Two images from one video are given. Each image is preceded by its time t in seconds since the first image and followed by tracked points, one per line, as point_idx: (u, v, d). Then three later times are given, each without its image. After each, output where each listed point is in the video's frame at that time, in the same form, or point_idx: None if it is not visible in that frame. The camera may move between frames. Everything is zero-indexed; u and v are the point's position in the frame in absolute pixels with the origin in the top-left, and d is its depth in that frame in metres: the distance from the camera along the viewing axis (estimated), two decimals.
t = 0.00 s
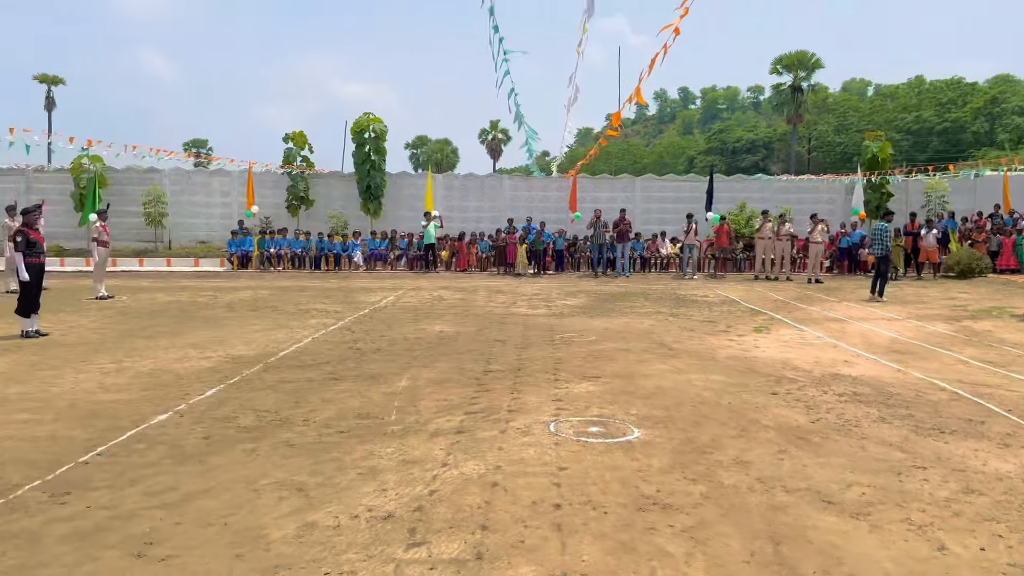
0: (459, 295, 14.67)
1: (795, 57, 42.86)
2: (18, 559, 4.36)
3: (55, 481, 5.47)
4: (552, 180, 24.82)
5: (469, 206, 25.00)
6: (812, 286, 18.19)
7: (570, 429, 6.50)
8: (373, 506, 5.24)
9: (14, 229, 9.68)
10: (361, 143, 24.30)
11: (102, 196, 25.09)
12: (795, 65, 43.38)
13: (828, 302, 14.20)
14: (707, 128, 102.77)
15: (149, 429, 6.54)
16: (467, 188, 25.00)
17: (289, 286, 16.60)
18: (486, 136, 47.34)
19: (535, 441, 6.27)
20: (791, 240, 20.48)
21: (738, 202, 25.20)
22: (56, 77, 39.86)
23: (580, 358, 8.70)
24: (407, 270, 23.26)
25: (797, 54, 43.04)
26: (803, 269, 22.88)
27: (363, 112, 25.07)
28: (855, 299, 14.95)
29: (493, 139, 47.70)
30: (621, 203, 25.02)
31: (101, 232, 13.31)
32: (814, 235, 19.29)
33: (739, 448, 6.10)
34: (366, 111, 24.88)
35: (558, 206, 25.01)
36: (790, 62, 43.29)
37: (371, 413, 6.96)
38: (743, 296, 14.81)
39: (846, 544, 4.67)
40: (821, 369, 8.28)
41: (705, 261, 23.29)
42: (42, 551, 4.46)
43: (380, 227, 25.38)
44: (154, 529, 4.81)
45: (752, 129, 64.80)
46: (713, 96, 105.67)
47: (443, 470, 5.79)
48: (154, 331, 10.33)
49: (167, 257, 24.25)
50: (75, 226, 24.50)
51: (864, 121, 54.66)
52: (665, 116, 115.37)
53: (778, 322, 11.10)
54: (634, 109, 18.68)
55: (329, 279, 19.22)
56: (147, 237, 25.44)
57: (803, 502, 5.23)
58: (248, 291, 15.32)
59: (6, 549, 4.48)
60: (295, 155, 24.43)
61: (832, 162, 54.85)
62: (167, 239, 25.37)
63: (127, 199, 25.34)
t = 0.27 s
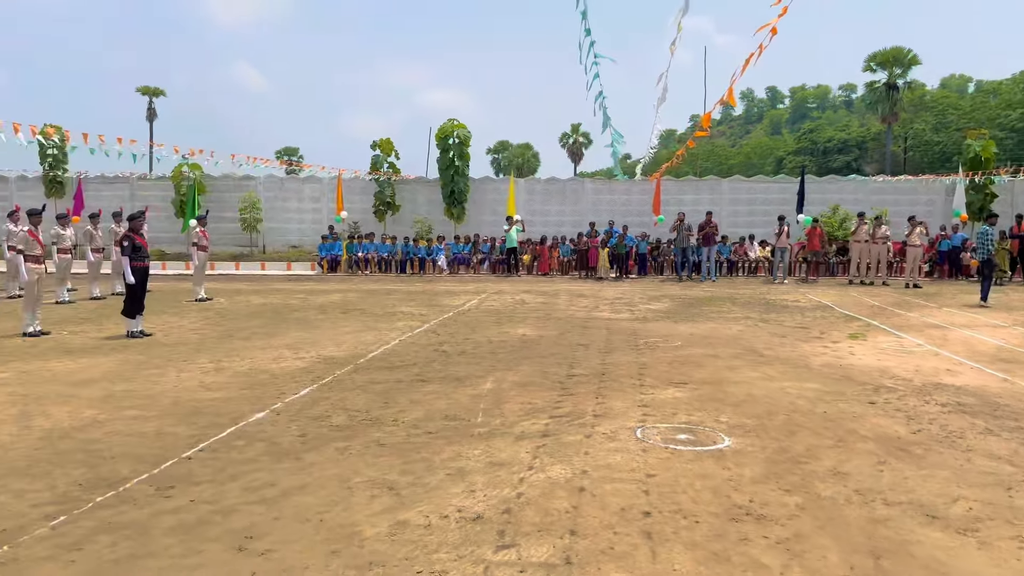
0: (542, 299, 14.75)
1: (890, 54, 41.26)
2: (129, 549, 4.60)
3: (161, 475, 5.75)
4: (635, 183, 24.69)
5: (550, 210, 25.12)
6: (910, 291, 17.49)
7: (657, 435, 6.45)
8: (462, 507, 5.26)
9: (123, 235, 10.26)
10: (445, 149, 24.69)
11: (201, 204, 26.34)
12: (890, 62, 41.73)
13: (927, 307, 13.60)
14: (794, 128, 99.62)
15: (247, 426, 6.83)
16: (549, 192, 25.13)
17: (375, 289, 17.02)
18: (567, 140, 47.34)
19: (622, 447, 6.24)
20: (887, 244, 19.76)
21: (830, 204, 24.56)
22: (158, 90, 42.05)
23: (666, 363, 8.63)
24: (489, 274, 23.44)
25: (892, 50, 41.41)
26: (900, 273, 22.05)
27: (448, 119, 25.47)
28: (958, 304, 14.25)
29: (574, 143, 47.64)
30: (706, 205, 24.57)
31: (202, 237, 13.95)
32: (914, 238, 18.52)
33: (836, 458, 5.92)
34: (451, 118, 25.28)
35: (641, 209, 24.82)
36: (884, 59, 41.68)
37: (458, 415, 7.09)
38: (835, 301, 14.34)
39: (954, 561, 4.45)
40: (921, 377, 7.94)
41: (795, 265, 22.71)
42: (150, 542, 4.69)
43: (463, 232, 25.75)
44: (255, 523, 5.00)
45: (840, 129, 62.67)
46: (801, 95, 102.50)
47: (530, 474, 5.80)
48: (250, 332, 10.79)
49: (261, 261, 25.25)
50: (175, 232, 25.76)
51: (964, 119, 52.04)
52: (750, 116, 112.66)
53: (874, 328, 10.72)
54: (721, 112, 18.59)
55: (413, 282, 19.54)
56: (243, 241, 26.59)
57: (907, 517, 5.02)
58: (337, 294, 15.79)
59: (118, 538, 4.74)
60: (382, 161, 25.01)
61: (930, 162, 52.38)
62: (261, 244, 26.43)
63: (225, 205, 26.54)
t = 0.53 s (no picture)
0: (618, 303, 14.70)
1: (985, 50, 39.29)
2: (222, 540, 4.81)
3: (252, 470, 6.00)
4: (715, 186, 24.29)
5: (627, 213, 25.00)
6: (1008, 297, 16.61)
7: (740, 444, 6.34)
8: (542, 510, 5.28)
9: (215, 238, 10.73)
10: (521, 152, 24.83)
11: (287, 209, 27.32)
12: (985, 59, 39.73)
13: None
14: (880, 127, 95.76)
15: (332, 424, 7.05)
16: (626, 195, 25.01)
17: (452, 291, 17.26)
18: (643, 142, 46.86)
19: (703, 454, 6.17)
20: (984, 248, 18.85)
21: (921, 206, 23.59)
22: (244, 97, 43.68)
23: (747, 370, 8.51)
24: (565, 277, 23.37)
25: (987, 46, 39.42)
26: (997, 278, 20.99)
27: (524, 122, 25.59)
28: None
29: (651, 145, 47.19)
30: (789, 207, 23.94)
31: (288, 240, 14.42)
32: (1013, 242, 17.61)
33: (929, 471, 5.69)
34: (526, 121, 25.39)
35: (721, 212, 24.39)
36: (979, 55, 39.71)
37: (536, 418, 7.21)
38: (927, 307, 13.76)
39: None
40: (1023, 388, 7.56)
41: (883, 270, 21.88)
42: (242, 534, 4.90)
43: (538, 235, 25.88)
44: (340, 519, 5.15)
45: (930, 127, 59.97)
46: (888, 94, 98.48)
47: (610, 479, 5.79)
48: (333, 333, 11.12)
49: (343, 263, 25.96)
50: (261, 235, 26.74)
51: None
52: (831, 116, 109.08)
53: (970, 336, 10.25)
54: (806, 113, 18.12)
55: (488, 285, 19.69)
56: (325, 244, 27.43)
57: (1007, 534, 4.78)
58: (415, 296, 16.09)
59: (212, 530, 4.96)
60: (460, 166, 25.34)
61: None
62: (343, 247, 27.20)
63: (309, 210, 27.42)
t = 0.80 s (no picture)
0: (689, 307, 14.48)
1: None
2: (297, 534, 4.98)
3: (326, 466, 6.18)
4: (791, 188, 23.65)
5: (699, 215, 24.60)
6: None
7: (816, 453, 6.17)
8: (610, 514, 5.26)
9: (293, 240, 11.08)
10: (591, 154, 24.69)
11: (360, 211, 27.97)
12: None
13: None
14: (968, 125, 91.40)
15: (403, 422, 7.19)
16: (698, 197, 24.63)
17: (521, 294, 17.34)
18: (716, 143, 45.98)
19: (776, 463, 6.03)
20: None
21: (1011, 208, 22.45)
22: (321, 102, 44.89)
23: (823, 377, 8.27)
24: (634, 280, 23.10)
25: None
26: None
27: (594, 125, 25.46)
28: None
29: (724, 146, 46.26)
30: (870, 210, 23.10)
31: (361, 241, 14.75)
32: None
33: (1020, 486, 5.41)
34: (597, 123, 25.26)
35: (797, 215, 23.73)
36: None
37: (604, 422, 7.19)
38: (1018, 314, 13.06)
39: None
40: None
41: (971, 275, 20.90)
42: (316, 528, 5.05)
43: (607, 238, 25.73)
44: (410, 516, 5.25)
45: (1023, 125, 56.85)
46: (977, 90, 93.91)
47: (680, 485, 5.72)
48: (404, 333, 11.33)
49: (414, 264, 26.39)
50: (336, 237, 27.46)
51: None
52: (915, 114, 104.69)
53: None
54: (889, 112, 17.49)
55: (557, 288, 19.68)
56: (397, 246, 27.96)
57: None
58: (484, 298, 16.24)
59: (287, 523, 5.13)
60: (529, 168, 25.43)
61: None
62: (414, 249, 27.65)
63: (381, 213, 28.00)
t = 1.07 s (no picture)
0: (756, 311, 14.18)
1: None
2: (360, 530, 5.08)
3: (389, 463, 6.29)
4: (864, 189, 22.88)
5: (767, 217, 24.05)
6: None
7: (887, 462, 5.96)
8: (672, 519, 5.19)
9: (359, 241, 11.31)
10: (656, 156, 24.41)
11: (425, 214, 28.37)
12: None
13: None
14: None
15: (464, 422, 7.26)
16: (766, 199, 24.09)
17: (584, 296, 17.27)
18: (786, 144, 44.85)
19: (844, 471, 5.85)
20: None
21: None
22: (389, 106, 45.71)
23: (896, 385, 7.98)
24: (699, 283, 22.67)
25: None
26: None
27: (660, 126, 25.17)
28: None
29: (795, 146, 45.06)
30: (948, 213, 22.14)
31: (425, 243, 14.94)
32: None
33: None
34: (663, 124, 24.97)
35: (870, 217, 22.94)
36: None
37: (667, 427, 7.11)
38: None
39: None
40: None
41: None
42: (378, 524, 5.16)
43: (672, 240, 25.39)
44: (471, 515, 5.30)
45: None
46: None
47: (743, 492, 5.61)
48: (466, 334, 11.44)
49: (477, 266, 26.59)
50: (401, 239, 27.92)
51: None
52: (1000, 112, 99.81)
53: None
54: (968, 109, 16.74)
55: (620, 291, 19.53)
56: (461, 248, 28.24)
57: None
58: (547, 300, 16.25)
59: (351, 519, 5.25)
60: (593, 170, 25.30)
61: None
62: (477, 251, 27.87)
63: (446, 215, 28.33)
